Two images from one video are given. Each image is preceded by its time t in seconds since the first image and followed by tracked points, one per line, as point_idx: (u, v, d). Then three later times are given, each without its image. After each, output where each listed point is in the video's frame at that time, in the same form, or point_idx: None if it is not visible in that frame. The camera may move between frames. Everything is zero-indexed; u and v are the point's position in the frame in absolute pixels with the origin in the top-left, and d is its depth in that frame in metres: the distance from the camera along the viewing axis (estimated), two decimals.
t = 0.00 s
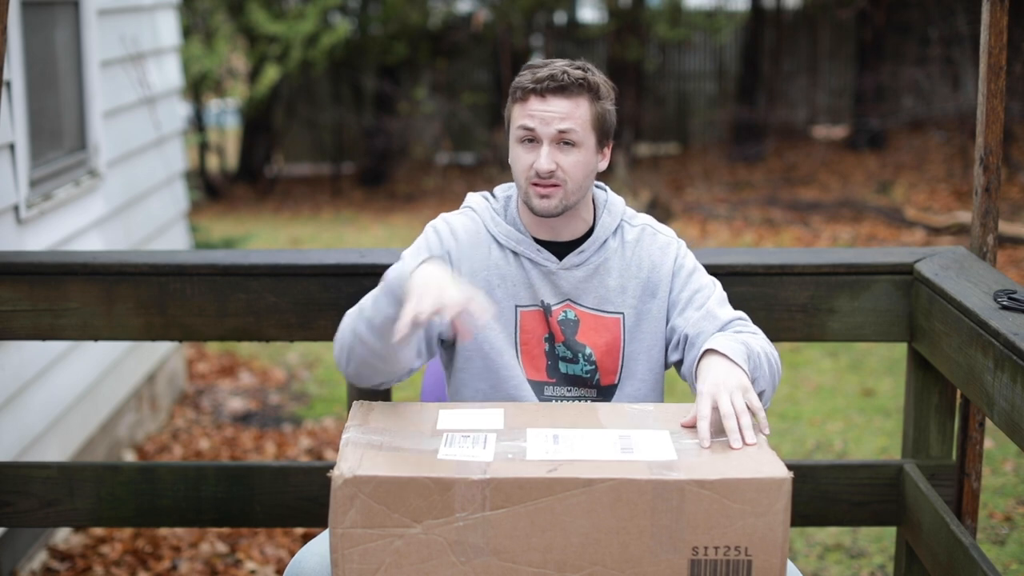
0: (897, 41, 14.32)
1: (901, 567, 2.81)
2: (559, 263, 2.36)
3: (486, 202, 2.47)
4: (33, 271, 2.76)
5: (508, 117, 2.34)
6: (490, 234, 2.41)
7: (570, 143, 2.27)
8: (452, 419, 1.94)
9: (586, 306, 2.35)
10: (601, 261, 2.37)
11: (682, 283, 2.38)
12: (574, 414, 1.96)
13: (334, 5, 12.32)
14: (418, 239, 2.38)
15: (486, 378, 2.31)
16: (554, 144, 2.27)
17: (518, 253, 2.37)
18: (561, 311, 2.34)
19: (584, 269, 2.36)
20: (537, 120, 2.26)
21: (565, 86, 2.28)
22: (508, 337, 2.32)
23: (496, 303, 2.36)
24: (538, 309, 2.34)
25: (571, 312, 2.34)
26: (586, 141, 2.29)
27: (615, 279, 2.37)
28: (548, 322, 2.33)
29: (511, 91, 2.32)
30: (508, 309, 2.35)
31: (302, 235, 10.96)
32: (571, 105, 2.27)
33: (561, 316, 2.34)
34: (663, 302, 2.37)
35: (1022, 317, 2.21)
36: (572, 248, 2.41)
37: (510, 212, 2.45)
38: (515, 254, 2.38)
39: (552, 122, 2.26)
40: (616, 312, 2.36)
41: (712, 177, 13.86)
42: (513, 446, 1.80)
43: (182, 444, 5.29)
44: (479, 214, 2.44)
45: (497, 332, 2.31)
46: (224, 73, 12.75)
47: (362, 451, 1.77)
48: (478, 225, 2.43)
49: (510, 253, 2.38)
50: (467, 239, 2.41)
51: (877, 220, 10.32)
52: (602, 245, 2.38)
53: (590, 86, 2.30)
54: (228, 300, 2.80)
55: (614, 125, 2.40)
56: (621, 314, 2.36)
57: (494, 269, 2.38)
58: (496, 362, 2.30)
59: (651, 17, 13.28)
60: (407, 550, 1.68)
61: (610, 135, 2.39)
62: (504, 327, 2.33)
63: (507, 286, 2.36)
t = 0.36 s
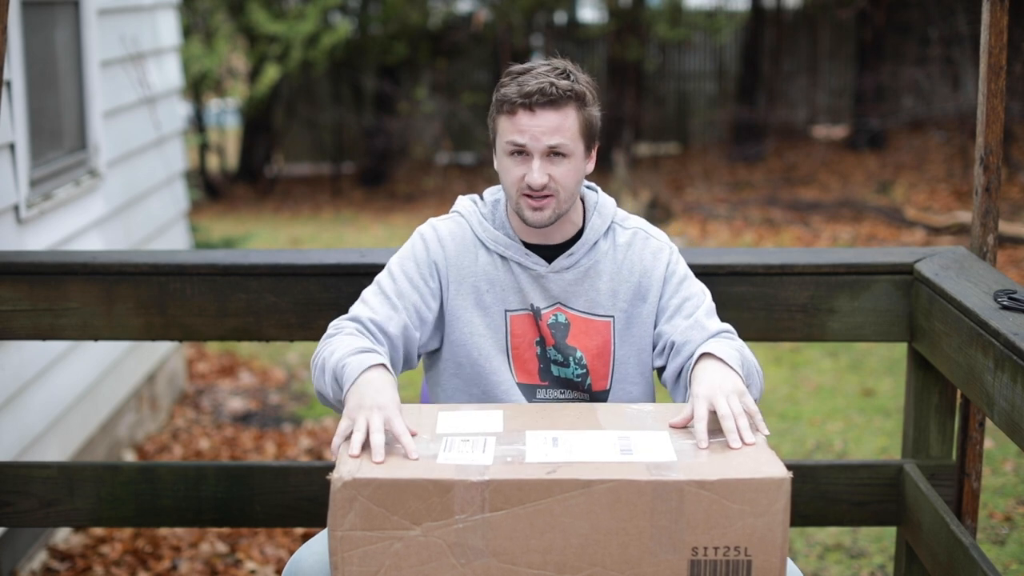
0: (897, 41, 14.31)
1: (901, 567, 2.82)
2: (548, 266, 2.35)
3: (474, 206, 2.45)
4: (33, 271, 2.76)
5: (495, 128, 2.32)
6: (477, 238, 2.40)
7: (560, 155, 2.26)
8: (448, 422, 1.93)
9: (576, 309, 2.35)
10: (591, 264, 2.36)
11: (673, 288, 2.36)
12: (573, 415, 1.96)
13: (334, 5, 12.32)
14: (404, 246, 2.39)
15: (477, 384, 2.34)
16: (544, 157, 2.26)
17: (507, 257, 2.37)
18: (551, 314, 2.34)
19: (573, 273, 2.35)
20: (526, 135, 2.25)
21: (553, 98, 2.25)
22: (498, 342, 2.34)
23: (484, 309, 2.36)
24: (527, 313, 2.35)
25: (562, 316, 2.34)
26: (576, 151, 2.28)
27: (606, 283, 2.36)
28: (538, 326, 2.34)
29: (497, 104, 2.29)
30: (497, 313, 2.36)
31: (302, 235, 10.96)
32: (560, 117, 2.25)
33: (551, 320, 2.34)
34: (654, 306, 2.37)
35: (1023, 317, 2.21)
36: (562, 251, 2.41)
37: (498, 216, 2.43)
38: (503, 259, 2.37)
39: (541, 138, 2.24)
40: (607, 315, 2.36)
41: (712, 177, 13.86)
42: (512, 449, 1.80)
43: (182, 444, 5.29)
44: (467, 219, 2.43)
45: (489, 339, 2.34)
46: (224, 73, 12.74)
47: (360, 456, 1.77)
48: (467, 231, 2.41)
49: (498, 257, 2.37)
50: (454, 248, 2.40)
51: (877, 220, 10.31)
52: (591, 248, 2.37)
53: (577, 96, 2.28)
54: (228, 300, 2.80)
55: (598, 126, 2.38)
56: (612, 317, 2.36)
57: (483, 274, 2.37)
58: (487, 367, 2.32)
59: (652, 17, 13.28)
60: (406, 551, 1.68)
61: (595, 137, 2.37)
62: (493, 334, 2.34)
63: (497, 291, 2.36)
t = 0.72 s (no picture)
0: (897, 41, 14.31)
1: (901, 567, 2.81)
2: (551, 251, 2.37)
3: (477, 198, 2.47)
4: (33, 271, 2.76)
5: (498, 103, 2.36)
6: (479, 227, 2.43)
7: (563, 120, 2.29)
8: (450, 419, 1.93)
9: (581, 295, 2.36)
10: (594, 249, 2.38)
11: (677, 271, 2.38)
12: (574, 414, 1.96)
13: (334, 6, 12.33)
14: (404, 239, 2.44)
15: (480, 373, 2.33)
16: (548, 120, 2.29)
17: (510, 243, 2.39)
18: (556, 300, 2.34)
19: (576, 257, 2.37)
20: (530, 98, 2.29)
21: (554, 64, 2.31)
22: (502, 328, 2.33)
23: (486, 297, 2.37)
24: (531, 300, 2.35)
25: (567, 301, 2.34)
26: (578, 120, 2.31)
27: (610, 268, 2.37)
28: (542, 312, 2.34)
29: (498, 80, 2.34)
30: (499, 300, 2.36)
31: (302, 235, 10.97)
32: (562, 82, 2.30)
33: (555, 305, 2.34)
34: (661, 289, 2.37)
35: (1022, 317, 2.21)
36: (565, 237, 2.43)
37: (502, 205, 2.46)
38: (505, 245, 2.40)
39: (545, 98, 2.29)
40: (612, 300, 2.35)
41: (712, 177, 13.86)
42: (512, 446, 1.80)
43: (182, 444, 5.29)
44: (469, 209, 2.46)
45: (493, 327, 2.34)
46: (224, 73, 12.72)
47: (361, 452, 1.77)
48: (469, 220, 2.45)
49: (499, 244, 2.40)
50: (453, 237, 2.43)
51: (877, 220, 10.31)
52: (594, 233, 2.39)
53: (577, 67, 2.34)
54: (228, 300, 2.80)
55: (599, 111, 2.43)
56: (617, 302, 2.35)
57: (485, 262, 2.39)
58: (494, 353, 2.32)
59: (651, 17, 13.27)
60: (406, 549, 1.68)
61: (597, 120, 2.42)
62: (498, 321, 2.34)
63: (500, 278, 2.37)
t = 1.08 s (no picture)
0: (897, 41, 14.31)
1: (901, 567, 2.81)
2: (550, 250, 2.38)
3: (476, 198, 2.48)
4: (33, 272, 2.76)
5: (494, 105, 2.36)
6: (480, 226, 2.44)
7: (558, 119, 2.29)
8: (451, 418, 1.93)
9: (580, 292, 2.37)
10: (593, 246, 2.40)
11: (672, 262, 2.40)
12: (574, 412, 1.96)
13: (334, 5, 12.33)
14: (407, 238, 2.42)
15: (482, 371, 2.34)
16: (543, 120, 2.28)
17: (510, 241, 2.40)
18: (556, 298, 2.35)
19: (575, 255, 2.38)
20: (523, 99, 2.29)
21: (547, 63, 2.31)
22: (504, 326, 2.34)
23: (488, 295, 2.37)
24: (532, 298, 2.36)
25: (567, 299, 2.35)
26: (574, 118, 2.31)
27: (608, 264, 2.38)
28: (542, 310, 2.34)
29: (494, 79, 2.35)
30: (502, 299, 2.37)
31: (302, 235, 10.97)
32: (555, 81, 2.30)
33: (555, 303, 2.35)
34: (655, 282, 2.38)
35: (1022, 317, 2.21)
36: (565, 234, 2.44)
37: (501, 204, 2.47)
38: (506, 243, 2.41)
39: (540, 98, 2.28)
40: (611, 297, 2.36)
41: (712, 177, 13.86)
42: (512, 444, 1.80)
43: (182, 444, 5.29)
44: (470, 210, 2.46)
45: (496, 324, 2.34)
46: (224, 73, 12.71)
47: (361, 451, 1.76)
48: (470, 220, 2.45)
49: (500, 242, 2.41)
50: (454, 236, 2.43)
51: (877, 220, 10.31)
52: (594, 230, 2.41)
53: (571, 65, 2.34)
54: (228, 300, 2.80)
55: (595, 107, 2.42)
56: (616, 298, 2.36)
57: (485, 260, 2.39)
58: (496, 351, 2.33)
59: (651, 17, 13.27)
60: (406, 549, 1.68)
61: (592, 116, 2.41)
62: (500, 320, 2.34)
63: (500, 276, 2.38)
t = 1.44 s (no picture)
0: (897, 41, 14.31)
1: (901, 567, 2.81)
2: (550, 262, 2.34)
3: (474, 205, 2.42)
4: (33, 271, 2.76)
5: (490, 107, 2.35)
6: (480, 235, 2.38)
7: (554, 118, 2.28)
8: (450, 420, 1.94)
9: (580, 305, 2.34)
10: (593, 259, 2.35)
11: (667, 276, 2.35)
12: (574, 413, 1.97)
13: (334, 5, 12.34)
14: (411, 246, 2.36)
15: (483, 381, 2.34)
16: (538, 120, 2.27)
17: (511, 251, 2.35)
18: (554, 311, 2.33)
19: (575, 268, 2.34)
20: (519, 100, 2.28)
21: (541, 64, 2.30)
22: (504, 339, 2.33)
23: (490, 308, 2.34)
24: (531, 308, 2.33)
25: (565, 312, 2.33)
26: (570, 116, 2.30)
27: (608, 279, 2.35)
28: (542, 322, 2.33)
29: (490, 81, 2.34)
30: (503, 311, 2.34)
31: (302, 235, 10.97)
32: (550, 81, 2.29)
33: (554, 316, 2.33)
34: (649, 300, 2.35)
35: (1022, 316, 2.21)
36: (564, 245, 2.41)
37: (501, 212, 2.42)
38: (507, 253, 2.36)
39: (535, 98, 2.27)
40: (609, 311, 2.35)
41: (712, 177, 13.86)
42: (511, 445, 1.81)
43: (182, 444, 5.29)
44: (470, 218, 2.40)
45: (498, 335, 2.33)
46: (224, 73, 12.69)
47: (361, 452, 1.76)
48: (470, 228, 2.39)
49: (501, 252, 2.36)
50: (456, 244, 2.37)
51: (877, 220, 10.30)
52: (593, 242, 2.36)
53: (566, 66, 2.33)
54: (228, 300, 2.80)
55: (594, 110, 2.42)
56: (613, 312, 2.35)
57: (486, 271, 2.35)
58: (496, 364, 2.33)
59: (651, 17, 13.26)
60: (406, 548, 1.68)
61: (590, 118, 2.41)
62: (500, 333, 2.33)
63: (501, 287, 2.35)
